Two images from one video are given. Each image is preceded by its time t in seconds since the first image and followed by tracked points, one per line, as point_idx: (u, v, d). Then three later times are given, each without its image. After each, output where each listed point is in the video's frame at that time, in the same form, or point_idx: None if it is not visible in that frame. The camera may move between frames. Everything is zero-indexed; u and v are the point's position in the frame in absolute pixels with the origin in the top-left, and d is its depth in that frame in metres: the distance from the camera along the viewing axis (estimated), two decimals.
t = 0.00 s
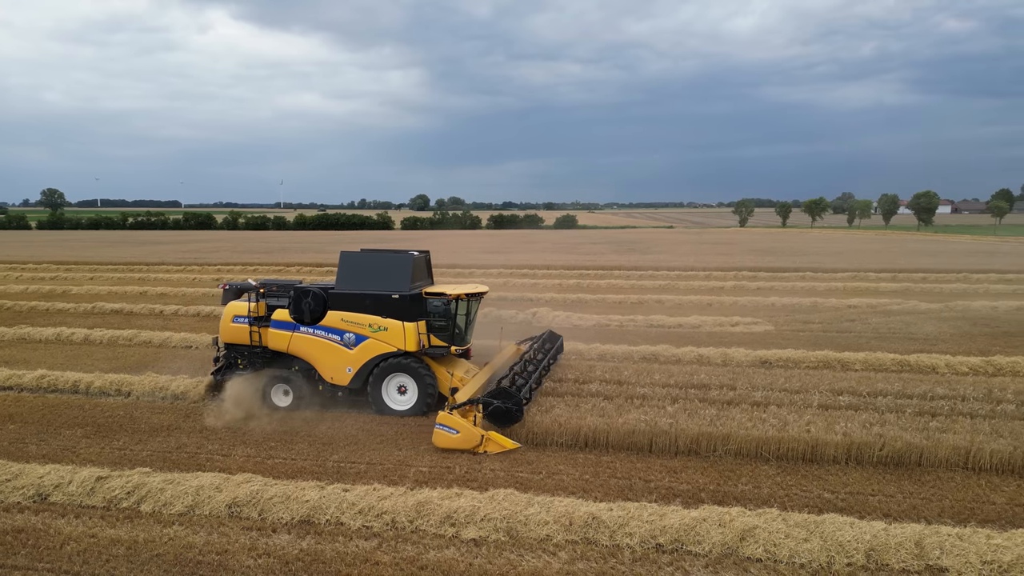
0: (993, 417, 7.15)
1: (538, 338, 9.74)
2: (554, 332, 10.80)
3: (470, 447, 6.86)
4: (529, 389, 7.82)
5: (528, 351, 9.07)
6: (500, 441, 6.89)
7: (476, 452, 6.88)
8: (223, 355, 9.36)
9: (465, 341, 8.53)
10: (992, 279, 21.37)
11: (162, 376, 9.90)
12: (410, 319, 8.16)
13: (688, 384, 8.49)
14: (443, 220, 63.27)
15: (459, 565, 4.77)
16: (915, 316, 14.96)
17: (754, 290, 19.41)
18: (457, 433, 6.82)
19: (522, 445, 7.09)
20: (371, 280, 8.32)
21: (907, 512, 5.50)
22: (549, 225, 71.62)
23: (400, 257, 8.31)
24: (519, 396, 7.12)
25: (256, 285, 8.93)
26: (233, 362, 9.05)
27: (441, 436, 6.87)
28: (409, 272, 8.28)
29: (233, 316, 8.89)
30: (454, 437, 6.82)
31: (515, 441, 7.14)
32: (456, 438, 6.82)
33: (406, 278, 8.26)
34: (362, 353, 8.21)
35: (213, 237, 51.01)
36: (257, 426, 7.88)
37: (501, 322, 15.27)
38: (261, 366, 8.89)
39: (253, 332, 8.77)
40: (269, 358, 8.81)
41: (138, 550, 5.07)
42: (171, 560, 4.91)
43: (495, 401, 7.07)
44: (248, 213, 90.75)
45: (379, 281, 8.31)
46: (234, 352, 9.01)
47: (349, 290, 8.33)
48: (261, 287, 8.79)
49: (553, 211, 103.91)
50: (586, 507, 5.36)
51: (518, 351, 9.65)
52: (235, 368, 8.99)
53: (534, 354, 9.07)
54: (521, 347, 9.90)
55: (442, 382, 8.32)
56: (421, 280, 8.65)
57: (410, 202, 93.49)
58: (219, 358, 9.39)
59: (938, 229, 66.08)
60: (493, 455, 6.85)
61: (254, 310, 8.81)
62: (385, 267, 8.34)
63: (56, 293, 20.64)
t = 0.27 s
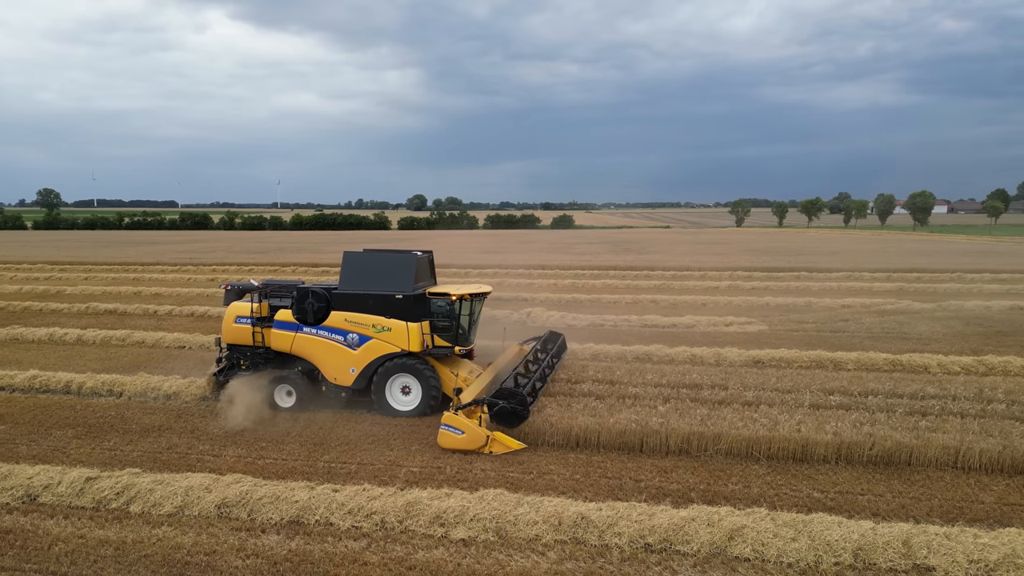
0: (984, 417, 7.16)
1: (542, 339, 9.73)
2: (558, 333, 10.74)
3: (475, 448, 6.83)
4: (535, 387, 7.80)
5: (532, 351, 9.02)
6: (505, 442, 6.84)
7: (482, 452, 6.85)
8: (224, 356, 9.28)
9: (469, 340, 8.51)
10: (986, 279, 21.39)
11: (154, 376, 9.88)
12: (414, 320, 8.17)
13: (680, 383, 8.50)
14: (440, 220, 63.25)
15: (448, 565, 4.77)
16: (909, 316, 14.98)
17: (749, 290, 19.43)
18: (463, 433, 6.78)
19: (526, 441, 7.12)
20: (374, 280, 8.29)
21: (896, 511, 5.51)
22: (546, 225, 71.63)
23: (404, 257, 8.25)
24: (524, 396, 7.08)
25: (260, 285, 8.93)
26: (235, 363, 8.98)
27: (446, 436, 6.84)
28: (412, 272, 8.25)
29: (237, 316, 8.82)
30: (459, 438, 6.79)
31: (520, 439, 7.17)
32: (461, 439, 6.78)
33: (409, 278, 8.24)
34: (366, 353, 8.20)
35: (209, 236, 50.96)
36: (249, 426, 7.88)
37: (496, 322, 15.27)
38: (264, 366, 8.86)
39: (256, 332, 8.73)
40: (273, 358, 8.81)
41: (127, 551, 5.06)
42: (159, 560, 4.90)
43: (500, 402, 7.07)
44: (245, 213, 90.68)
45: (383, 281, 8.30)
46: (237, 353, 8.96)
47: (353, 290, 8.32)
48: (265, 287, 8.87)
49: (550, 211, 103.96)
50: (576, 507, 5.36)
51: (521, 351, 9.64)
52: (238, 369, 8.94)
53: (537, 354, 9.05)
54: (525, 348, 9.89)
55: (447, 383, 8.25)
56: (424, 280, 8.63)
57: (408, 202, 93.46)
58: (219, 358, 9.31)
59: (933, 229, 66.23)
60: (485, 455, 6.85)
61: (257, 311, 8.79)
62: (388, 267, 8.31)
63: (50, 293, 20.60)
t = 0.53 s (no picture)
0: (973, 417, 7.18)
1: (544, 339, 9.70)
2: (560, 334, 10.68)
3: (480, 449, 6.79)
4: (539, 389, 7.78)
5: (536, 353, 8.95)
6: (509, 443, 6.81)
7: (486, 454, 6.81)
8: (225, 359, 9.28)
9: (472, 341, 8.48)
10: (980, 279, 21.43)
11: (145, 377, 9.85)
12: (417, 320, 8.14)
13: (671, 384, 8.51)
14: (437, 220, 63.25)
15: (434, 566, 4.77)
16: (902, 316, 15.00)
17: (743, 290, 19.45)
18: (468, 435, 6.75)
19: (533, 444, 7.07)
20: (377, 281, 8.26)
21: (883, 511, 5.52)
22: (542, 225, 71.68)
23: (406, 257, 8.24)
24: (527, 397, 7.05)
25: (262, 285, 8.86)
26: (237, 364, 9.01)
27: (451, 438, 6.80)
28: (415, 272, 8.23)
29: (238, 316, 8.84)
30: (464, 440, 6.76)
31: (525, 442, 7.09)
32: (466, 441, 6.75)
33: (412, 278, 8.21)
34: (369, 354, 8.17)
35: (205, 236, 50.93)
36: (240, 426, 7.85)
37: (490, 322, 15.27)
38: (266, 367, 8.90)
39: (258, 333, 8.74)
40: (274, 359, 8.83)
41: (112, 552, 5.04)
42: (144, 562, 4.89)
43: (503, 403, 7.04)
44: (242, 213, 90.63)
45: (385, 281, 8.26)
46: (239, 354, 8.98)
47: (355, 291, 8.28)
48: (266, 287, 8.82)
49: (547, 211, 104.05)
50: (563, 508, 5.36)
51: (523, 353, 9.60)
52: (240, 370, 8.97)
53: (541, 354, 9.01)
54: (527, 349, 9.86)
55: (450, 384, 8.26)
56: (427, 281, 8.61)
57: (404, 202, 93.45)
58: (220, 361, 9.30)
59: (929, 229, 66.37)
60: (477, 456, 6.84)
61: (259, 312, 8.79)
62: (390, 267, 8.28)
63: (44, 293, 20.57)
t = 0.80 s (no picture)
0: (961, 416, 7.19)
1: (546, 340, 9.69)
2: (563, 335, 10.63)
3: (483, 450, 6.79)
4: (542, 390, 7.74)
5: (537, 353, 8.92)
6: (513, 444, 6.80)
7: (489, 454, 6.81)
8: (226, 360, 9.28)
9: (473, 343, 8.46)
10: (973, 279, 21.48)
11: (135, 378, 9.82)
12: (419, 320, 8.12)
13: (662, 383, 8.52)
14: (433, 220, 63.26)
15: (419, 566, 4.76)
16: (895, 316, 15.04)
17: (737, 290, 19.48)
18: (470, 436, 6.75)
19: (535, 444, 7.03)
20: (378, 281, 8.25)
21: (869, 511, 5.53)
22: (539, 225, 71.74)
23: (407, 257, 8.23)
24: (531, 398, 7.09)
25: (262, 286, 8.80)
26: (237, 365, 9.02)
27: (454, 439, 6.80)
28: (417, 272, 8.22)
29: (238, 317, 8.84)
30: (467, 440, 6.75)
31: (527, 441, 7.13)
32: (469, 442, 6.74)
33: (413, 279, 8.20)
34: (371, 355, 8.16)
35: (201, 237, 50.89)
36: (230, 427, 7.83)
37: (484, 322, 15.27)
38: (267, 368, 8.91)
39: (258, 334, 8.73)
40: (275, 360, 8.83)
41: (97, 553, 5.02)
42: (128, 563, 4.87)
43: (508, 404, 7.05)
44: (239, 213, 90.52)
45: (387, 281, 8.24)
46: (239, 355, 8.99)
47: (356, 291, 8.25)
48: (266, 287, 8.76)
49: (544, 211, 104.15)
50: (550, 508, 5.36)
51: (525, 354, 9.60)
52: (241, 371, 8.98)
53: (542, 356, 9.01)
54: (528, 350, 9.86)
55: (451, 385, 8.26)
56: (429, 281, 8.59)
57: (401, 202, 93.46)
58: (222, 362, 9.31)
59: (924, 229, 66.54)
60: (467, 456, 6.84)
61: (260, 312, 8.77)
62: (392, 267, 8.27)
63: (37, 294, 20.53)
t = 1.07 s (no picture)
0: (949, 417, 7.21)
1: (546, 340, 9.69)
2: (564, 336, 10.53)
3: (485, 451, 6.76)
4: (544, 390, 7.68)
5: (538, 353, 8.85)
6: (515, 445, 6.76)
7: (492, 456, 6.77)
8: (225, 360, 9.21)
9: (476, 343, 8.44)
10: (967, 279, 21.55)
11: (124, 379, 9.78)
12: (420, 321, 8.11)
13: (651, 384, 8.53)
14: (429, 220, 63.26)
15: (403, 568, 4.75)
16: (887, 316, 15.08)
17: (731, 290, 19.51)
18: (473, 437, 6.72)
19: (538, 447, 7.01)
20: (379, 282, 8.25)
21: (855, 511, 5.54)
22: (535, 225, 71.78)
23: (408, 258, 8.24)
24: (535, 400, 6.95)
25: (262, 287, 8.72)
26: (237, 366, 8.92)
27: (456, 440, 6.77)
28: (418, 273, 8.22)
29: (238, 319, 8.75)
30: (470, 441, 6.73)
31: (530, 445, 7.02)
32: (472, 442, 6.72)
33: (414, 280, 8.20)
34: (371, 356, 8.14)
35: (196, 237, 50.84)
36: (217, 427, 7.79)
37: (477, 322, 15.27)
38: (267, 369, 8.83)
39: (258, 335, 8.66)
40: (275, 362, 8.74)
41: (80, 554, 5.00)
42: (111, 564, 4.86)
43: (511, 404, 6.88)
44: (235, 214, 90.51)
45: (387, 282, 8.24)
46: (239, 356, 8.89)
47: (356, 292, 8.25)
48: (267, 289, 8.67)
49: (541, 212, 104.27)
50: (535, 508, 5.35)
51: (526, 354, 9.61)
52: (240, 372, 8.89)
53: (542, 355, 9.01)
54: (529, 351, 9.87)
55: (452, 386, 8.24)
56: (429, 282, 8.60)
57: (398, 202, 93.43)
58: (222, 361, 9.24)
59: (919, 229, 66.73)
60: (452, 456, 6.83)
61: (260, 313, 8.67)
62: (392, 267, 8.27)
63: (29, 294, 20.49)
